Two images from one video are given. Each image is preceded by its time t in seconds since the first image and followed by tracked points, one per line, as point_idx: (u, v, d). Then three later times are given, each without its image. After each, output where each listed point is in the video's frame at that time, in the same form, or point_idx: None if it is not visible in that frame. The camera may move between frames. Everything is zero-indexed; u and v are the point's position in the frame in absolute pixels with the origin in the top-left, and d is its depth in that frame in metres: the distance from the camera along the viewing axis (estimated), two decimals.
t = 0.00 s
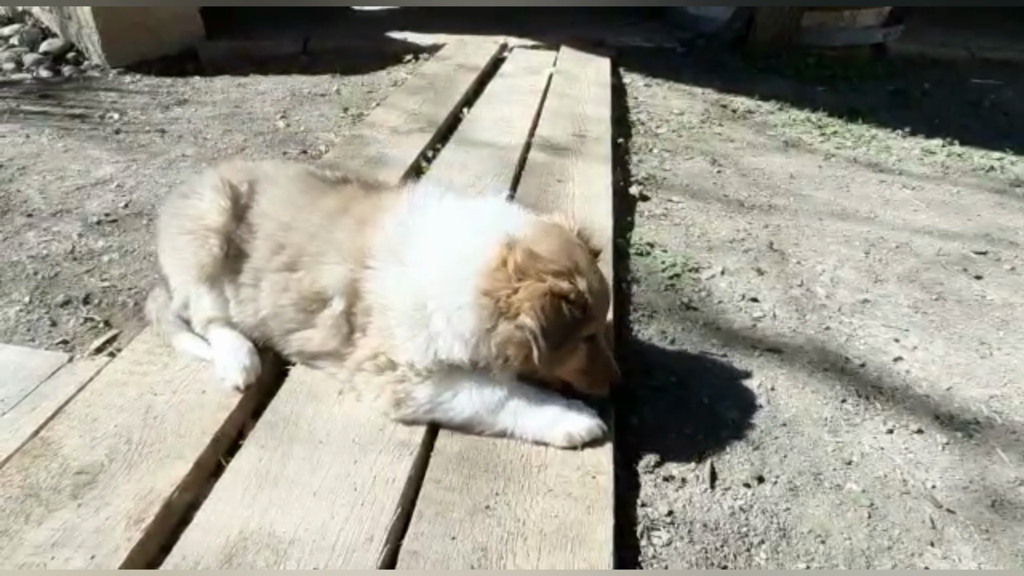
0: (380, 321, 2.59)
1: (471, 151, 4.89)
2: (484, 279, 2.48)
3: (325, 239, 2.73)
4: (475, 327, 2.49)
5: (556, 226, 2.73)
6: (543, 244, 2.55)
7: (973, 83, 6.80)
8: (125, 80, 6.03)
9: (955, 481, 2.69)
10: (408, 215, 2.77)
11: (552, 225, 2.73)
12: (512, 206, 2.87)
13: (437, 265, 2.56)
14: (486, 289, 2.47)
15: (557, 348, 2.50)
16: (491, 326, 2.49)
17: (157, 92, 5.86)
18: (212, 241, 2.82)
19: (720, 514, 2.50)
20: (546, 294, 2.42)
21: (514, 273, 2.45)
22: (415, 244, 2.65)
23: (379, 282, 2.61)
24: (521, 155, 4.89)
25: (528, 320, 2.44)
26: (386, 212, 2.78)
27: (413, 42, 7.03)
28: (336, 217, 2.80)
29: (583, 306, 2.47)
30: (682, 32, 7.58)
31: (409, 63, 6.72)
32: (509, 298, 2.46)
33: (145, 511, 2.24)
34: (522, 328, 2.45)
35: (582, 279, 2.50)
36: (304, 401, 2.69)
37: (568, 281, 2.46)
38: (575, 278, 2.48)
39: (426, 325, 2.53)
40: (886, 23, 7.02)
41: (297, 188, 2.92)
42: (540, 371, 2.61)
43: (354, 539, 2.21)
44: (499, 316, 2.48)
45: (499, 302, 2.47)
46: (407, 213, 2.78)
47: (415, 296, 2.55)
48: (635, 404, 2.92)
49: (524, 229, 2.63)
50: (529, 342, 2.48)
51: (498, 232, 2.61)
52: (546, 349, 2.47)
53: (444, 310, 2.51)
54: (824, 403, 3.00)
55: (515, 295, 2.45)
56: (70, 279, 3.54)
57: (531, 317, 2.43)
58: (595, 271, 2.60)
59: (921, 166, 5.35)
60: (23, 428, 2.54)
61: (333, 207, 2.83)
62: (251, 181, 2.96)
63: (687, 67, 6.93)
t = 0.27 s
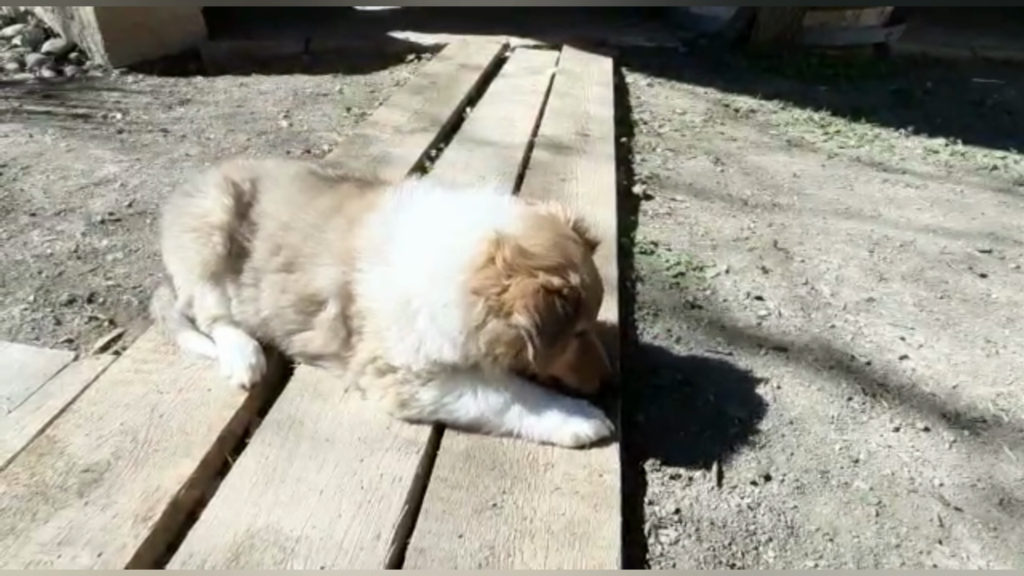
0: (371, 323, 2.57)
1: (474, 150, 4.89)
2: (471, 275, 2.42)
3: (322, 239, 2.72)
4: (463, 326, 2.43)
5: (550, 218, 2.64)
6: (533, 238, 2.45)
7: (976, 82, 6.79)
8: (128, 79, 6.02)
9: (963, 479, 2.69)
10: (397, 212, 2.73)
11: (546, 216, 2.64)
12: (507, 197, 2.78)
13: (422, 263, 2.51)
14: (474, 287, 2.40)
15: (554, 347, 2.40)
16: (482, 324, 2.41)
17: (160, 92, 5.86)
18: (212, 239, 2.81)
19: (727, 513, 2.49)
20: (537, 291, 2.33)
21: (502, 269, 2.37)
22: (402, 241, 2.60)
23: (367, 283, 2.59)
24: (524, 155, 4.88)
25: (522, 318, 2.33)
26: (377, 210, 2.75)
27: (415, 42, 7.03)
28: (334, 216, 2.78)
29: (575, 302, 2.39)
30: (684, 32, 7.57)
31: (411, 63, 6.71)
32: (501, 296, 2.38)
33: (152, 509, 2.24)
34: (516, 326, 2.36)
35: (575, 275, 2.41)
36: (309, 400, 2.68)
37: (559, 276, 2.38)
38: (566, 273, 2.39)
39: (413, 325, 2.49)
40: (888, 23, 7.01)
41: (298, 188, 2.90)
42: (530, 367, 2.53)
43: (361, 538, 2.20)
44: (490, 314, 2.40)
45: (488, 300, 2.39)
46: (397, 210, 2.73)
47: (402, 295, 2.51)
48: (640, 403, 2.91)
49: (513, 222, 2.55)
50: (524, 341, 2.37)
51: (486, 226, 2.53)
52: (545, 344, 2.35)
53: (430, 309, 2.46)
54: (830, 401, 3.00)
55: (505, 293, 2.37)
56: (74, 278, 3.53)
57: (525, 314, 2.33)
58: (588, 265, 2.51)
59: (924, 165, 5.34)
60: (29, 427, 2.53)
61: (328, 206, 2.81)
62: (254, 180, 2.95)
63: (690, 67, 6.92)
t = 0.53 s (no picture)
0: (377, 325, 2.57)
1: (474, 151, 4.89)
2: (479, 286, 2.39)
3: (322, 241, 2.72)
4: (470, 335, 2.42)
5: (561, 226, 2.60)
6: (544, 250, 2.42)
7: (976, 82, 6.78)
8: (129, 80, 6.03)
9: (964, 480, 2.68)
10: (408, 215, 2.71)
11: (557, 224, 2.60)
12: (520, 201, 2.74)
13: (431, 270, 2.49)
14: (483, 299, 2.38)
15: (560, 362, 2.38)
16: (489, 336, 2.40)
17: (161, 93, 5.86)
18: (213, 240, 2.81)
19: (729, 513, 2.49)
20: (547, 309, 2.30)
21: (513, 284, 2.34)
22: (411, 246, 2.58)
23: (374, 286, 2.58)
24: (525, 155, 4.88)
25: (532, 336, 2.32)
26: (381, 212, 2.74)
27: (416, 43, 7.03)
28: (335, 217, 2.78)
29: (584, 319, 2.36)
30: (685, 33, 7.57)
31: (412, 64, 6.72)
32: (510, 311, 2.36)
33: (153, 509, 2.24)
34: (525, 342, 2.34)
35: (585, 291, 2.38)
36: (310, 400, 2.68)
37: (570, 294, 2.34)
38: (576, 290, 2.36)
39: (420, 332, 2.49)
40: (889, 23, 7.01)
41: (298, 189, 2.90)
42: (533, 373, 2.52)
43: (362, 538, 2.20)
44: (499, 327, 2.38)
45: (496, 313, 2.37)
46: (407, 213, 2.71)
47: (409, 302, 2.51)
48: (641, 405, 2.91)
49: (524, 229, 2.51)
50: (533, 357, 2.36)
51: (496, 234, 2.49)
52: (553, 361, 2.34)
53: (437, 316, 2.45)
54: (831, 402, 2.99)
55: (515, 308, 2.35)
56: (75, 279, 3.53)
57: (535, 333, 2.31)
58: (598, 278, 2.48)
59: (925, 166, 5.34)
60: (31, 427, 2.53)
61: (329, 208, 2.81)
62: (254, 182, 2.95)
63: (690, 67, 6.92)
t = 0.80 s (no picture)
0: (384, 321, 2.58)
1: (474, 153, 4.89)
2: (488, 284, 2.41)
3: (325, 247, 2.72)
4: (476, 332, 2.43)
5: (572, 232, 2.62)
6: (554, 252, 2.44)
7: (976, 85, 6.79)
8: (129, 82, 6.03)
9: (963, 484, 2.69)
10: (419, 217, 2.73)
11: (568, 229, 2.62)
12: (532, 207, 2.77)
13: (440, 270, 2.52)
14: (490, 296, 2.40)
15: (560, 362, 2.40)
16: (493, 333, 2.42)
17: (161, 94, 5.87)
18: (212, 243, 2.81)
19: (727, 517, 2.49)
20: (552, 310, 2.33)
21: (521, 282, 2.36)
22: (422, 246, 2.61)
23: (383, 284, 2.60)
24: (525, 158, 4.89)
25: (533, 334, 2.33)
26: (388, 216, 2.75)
27: (416, 45, 7.03)
28: (336, 221, 2.78)
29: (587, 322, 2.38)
30: (685, 36, 7.58)
31: (412, 66, 6.72)
32: (516, 309, 2.38)
33: (152, 512, 2.24)
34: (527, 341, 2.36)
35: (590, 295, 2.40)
36: (309, 403, 2.68)
37: (575, 297, 2.37)
38: (582, 293, 2.39)
39: (427, 329, 2.50)
40: (889, 26, 7.01)
41: (298, 192, 2.90)
42: (533, 373, 2.54)
43: (360, 541, 2.20)
44: (503, 325, 2.40)
45: (502, 311, 2.39)
46: (419, 215, 2.73)
47: (418, 300, 2.53)
48: (640, 407, 2.92)
49: (535, 232, 2.53)
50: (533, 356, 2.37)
51: (507, 235, 2.52)
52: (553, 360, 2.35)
53: (445, 314, 2.47)
54: (830, 406, 3.00)
55: (520, 307, 2.37)
56: (75, 281, 3.53)
57: (537, 332, 2.33)
58: (605, 284, 2.51)
59: (925, 169, 5.35)
60: (30, 430, 2.53)
61: (331, 213, 2.81)
62: (252, 187, 2.95)
63: (691, 69, 6.93)
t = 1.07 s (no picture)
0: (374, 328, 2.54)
1: (476, 153, 4.88)
2: (476, 294, 2.34)
3: (314, 244, 2.70)
4: (466, 343, 2.38)
5: (564, 230, 2.54)
6: (544, 257, 2.36)
7: (979, 87, 6.77)
8: (131, 80, 6.02)
9: (966, 487, 2.67)
10: (406, 215, 2.65)
11: (560, 228, 2.54)
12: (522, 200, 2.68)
13: (422, 276, 2.45)
14: (479, 308, 2.33)
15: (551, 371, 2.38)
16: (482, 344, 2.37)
17: (163, 93, 5.85)
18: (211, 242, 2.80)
19: (729, 519, 2.48)
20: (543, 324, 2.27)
21: (508, 293, 2.30)
22: (408, 249, 2.53)
23: (370, 289, 2.54)
24: (526, 158, 4.87)
25: (523, 348, 2.31)
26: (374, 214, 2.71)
27: (418, 45, 7.02)
28: (334, 218, 2.77)
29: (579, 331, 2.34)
30: (687, 37, 7.57)
31: (414, 66, 6.71)
32: (505, 321, 2.32)
33: (150, 512, 2.23)
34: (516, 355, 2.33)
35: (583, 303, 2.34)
36: (308, 403, 2.67)
37: (567, 307, 2.32)
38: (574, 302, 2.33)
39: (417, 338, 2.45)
40: (892, 28, 7.00)
41: (295, 192, 2.90)
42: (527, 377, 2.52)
43: (360, 542, 2.19)
44: (493, 336, 2.35)
45: (491, 323, 2.34)
46: (406, 214, 2.66)
47: (401, 307, 2.47)
48: (641, 408, 2.91)
49: (525, 233, 2.44)
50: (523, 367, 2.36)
51: (496, 238, 2.43)
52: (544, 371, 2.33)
53: (432, 323, 2.41)
54: (832, 407, 2.98)
55: (510, 319, 2.32)
56: (74, 279, 3.52)
57: (526, 346, 2.30)
58: (598, 288, 2.44)
59: (927, 171, 5.33)
60: (29, 428, 2.52)
61: (320, 212, 2.80)
62: (256, 186, 2.96)
63: (693, 70, 6.92)
